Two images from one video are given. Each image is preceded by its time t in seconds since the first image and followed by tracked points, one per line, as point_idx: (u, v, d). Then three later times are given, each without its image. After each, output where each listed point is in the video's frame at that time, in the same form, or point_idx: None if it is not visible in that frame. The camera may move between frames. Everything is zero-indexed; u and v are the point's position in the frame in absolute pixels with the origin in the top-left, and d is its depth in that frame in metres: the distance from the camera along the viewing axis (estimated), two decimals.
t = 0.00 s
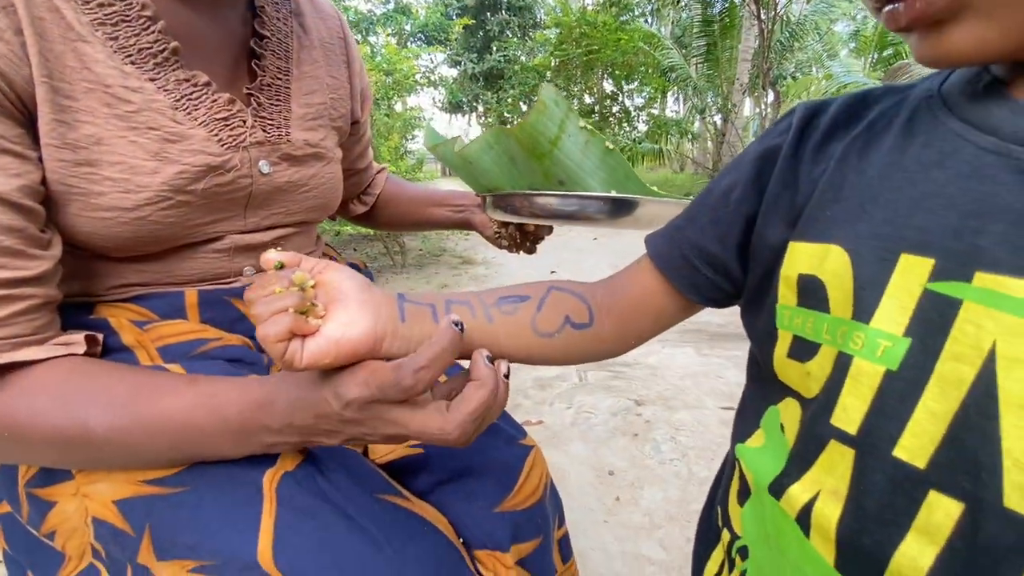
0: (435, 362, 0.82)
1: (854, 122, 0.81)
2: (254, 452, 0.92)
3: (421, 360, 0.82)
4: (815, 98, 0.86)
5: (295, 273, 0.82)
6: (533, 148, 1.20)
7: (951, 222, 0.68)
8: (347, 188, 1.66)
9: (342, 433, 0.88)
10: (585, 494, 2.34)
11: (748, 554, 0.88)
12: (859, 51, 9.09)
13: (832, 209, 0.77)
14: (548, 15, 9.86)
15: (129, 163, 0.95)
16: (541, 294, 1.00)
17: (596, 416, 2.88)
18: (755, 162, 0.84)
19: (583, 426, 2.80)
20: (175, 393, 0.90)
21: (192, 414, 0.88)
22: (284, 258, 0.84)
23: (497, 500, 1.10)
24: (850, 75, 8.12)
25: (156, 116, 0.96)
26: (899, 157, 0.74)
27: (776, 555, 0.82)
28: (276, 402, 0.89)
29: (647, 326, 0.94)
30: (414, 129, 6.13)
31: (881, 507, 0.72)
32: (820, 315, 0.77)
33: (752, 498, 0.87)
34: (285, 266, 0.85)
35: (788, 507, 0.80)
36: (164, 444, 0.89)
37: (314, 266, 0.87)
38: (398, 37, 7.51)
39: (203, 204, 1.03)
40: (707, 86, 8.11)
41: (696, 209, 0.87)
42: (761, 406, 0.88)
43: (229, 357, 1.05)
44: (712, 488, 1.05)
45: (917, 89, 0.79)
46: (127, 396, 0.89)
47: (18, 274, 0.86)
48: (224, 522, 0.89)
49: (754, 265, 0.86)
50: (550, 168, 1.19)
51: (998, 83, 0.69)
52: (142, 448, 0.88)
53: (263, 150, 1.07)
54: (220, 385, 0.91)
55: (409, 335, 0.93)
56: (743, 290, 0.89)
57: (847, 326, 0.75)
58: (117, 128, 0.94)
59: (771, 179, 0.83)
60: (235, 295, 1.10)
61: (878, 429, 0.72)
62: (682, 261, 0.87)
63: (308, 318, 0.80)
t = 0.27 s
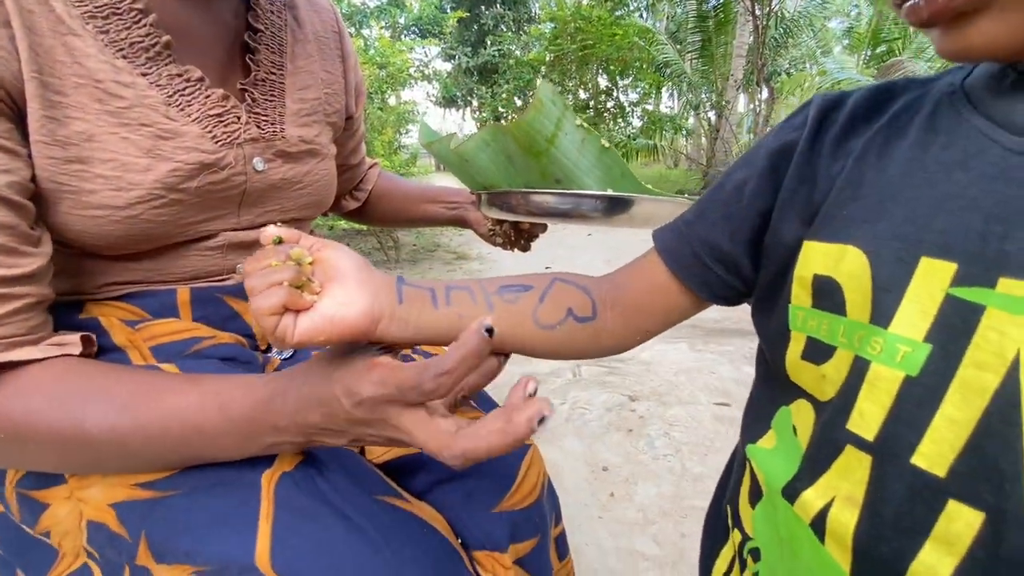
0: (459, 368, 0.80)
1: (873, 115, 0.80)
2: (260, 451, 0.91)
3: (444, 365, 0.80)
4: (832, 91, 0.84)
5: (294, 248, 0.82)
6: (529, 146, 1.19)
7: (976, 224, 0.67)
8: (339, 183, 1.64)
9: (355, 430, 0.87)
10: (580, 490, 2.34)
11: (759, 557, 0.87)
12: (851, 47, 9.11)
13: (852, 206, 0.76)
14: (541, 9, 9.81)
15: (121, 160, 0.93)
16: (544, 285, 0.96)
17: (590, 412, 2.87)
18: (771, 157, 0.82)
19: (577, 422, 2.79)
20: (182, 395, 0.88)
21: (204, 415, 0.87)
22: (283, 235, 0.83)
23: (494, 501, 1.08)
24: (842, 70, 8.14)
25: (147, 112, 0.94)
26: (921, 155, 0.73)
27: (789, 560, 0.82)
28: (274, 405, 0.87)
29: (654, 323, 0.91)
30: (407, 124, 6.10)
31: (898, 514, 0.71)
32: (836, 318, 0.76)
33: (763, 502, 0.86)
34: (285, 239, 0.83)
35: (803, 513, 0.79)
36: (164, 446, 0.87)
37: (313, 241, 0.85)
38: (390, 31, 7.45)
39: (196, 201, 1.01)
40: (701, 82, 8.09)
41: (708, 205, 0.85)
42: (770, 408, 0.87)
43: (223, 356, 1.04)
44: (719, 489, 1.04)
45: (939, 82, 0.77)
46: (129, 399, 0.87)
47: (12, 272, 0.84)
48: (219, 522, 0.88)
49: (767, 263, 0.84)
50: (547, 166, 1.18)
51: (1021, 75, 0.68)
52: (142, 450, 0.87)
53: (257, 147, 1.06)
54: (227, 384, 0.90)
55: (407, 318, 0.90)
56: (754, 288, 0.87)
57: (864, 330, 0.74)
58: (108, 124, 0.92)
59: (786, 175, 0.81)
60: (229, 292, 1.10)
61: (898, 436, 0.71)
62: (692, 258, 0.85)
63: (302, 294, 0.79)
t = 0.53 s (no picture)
0: (452, 353, 0.74)
1: (891, 105, 0.76)
2: (258, 446, 0.87)
3: (436, 349, 0.74)
4: (852, 81, 0.82)
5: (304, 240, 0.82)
6: (531, 134, 1.13)
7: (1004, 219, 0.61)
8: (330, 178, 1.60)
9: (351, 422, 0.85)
10: (575, 486, 2.32)
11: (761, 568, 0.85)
12: (849, 44, 9.09)
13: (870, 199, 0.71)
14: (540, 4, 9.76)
15: (99, 150, 0.89)
16: (550, 280, 0.95)
17: (587, 409, 2.84)
18: (780, 148, 0.79)
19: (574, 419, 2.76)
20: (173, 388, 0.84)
21: (199, 406, 0.83)
22: (295, 227, 0.84)
23: (486, 502, 1.06)
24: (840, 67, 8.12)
25: (128, 101, 0.90)
26: (946, 143, 0.68)
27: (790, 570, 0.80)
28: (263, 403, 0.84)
29: (659, 317, 0.90)
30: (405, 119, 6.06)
31: (907, 532, 0.67)
32: (851, 318, 0.72)
33: (766, 509, 0.84)
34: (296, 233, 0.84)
35: (808, 525, 0.76)
36: (162, 440, 0.83)
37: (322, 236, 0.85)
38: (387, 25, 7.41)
39: (179, 194, 0.98)
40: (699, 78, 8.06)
41: (715, 199, 0.83)
42: (779, 409, 0.84)
43: (209, 353, 1.00)
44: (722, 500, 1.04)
45: (966, 68, 0.73)
46: (120, 392, 0.83)
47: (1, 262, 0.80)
48: (206, 526, 0.85)
49: (776, 259, 0.81)
50: (548, 155, 1.14)
51: None
52: (139, 446, 0.82)
53: (243, 139, 1.03)
54: (228, 376, 0.87)
55: (411, 307, 0.86)
56: (764, 287, 0.85)
57: (880, 330, 0.69)
58: (86, 113, 0.89)
59: (797, 168, 0.78)
60: (212, 287, 1.07)
61: (913, 448, 0.66)
62: (697, 254, 0.83)
63: (310, 285, 0.76)
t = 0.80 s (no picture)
0: (420, 352, 0.71)
1: (911, 98, 0.74)
2: (243, 450, 0.85)
3: (403, 349, 0.71)
4: (868, 73, 0.79)
5: (283, 253, 0.76)
6: (526, 131, 1.10)
7: None
8: (324, 175, 1.57)
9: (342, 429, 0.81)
10: (572, 485, 2.30)
11: None
12: (846, 41, 9.08)
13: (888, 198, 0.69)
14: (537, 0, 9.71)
15: (83, 144, 0.87)
16: (550, 293, 0.94)
17: (584, 408, 2.82)
18: (793, 144, 0.77)
19: (571, 417, 2.74)
20: (159, 391, 0.82)
21: (181, 411, 0.81)
22: (273, 240, 0.77)
23: (484, 504, 1.03)
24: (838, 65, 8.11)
25: (113, 94, 0.88)
26: (972, 137, 0.66)
27: None
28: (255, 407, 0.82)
29: (667, 328, 0.89)
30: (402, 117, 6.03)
31: (920, 557, 0.64)
32: (864, 323, 0.69)
33: (769, 524, 0.81)
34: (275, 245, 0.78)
35: (812, 543, 0.73)
36: (146, 445, 0.80)
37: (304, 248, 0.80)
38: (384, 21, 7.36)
39: (167, 191, 0.95)
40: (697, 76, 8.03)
41: (722, 197, 0.82)
42: (785, 419, 0.82)
43: (200, 353, 0.97)
44: (724, 510, 1.02)
45: (995, 60, 0.71)
46: (101, 397, 0.80)
47: None
48: (196, 531, 0.82)
49: (784, 260, 0.79)
50: (544, 153, 1.11)
51: None
52: (123, 451, 0.80)
53: (233, 134, 1.00)
54: (213, 380, 0.84)
55: (399, 326, 0.87)
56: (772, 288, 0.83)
57: (897, 339, 0.66)
58: (69, 106, 0.86)
59: (810, 167, 0.76)
60: (201, 284, 1.04)
61: (930, 467, 0.63)
62: (703, 255, 0.83)
63: (288, 305, 0.73)
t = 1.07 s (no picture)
0: (413, 379, 0.68)
1: (925, 93, 0.71)
2: (241, 454, 0.84)
3: (395, 374, 0.69)
4: (879, 67, 0.77)
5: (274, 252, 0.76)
6: (531, 130, 1.09)
7: None
8: (323, 171, 1.56)
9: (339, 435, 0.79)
10: (570, 484, 2.28)
11: None
12: (845, 38, 9.06)
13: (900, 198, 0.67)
14: None
15: (78, 146, 0.85)
16: (550, 292, 0.91)
17: (582, 406, 2.80)
18: (799, 142, 0.75)
19: (569, 415, 2.72)
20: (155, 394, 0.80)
21: (174, 415, 0.79)
22: (265, 236, 0.78)
23: (482, 504, 1.02)
24: (837, 63, 8.09)
25: (107, 93, 0.86)
26: (989, 136, 0.63)
27: None
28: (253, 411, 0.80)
29: (669, 331, 0.86)
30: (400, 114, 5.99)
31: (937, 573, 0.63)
32: (876, 329, 0.68)
33: (776, 534, 0.80)
34: (267, 243, 0.78)
35: (823, 558, 0.72)
36: (140, 448, 0.79)
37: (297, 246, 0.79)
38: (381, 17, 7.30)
39: (163, 192, 0.94)
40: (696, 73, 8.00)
41: (725, 196, 0.80)
42: (791, 425, 0.81)
43: (196, 352, 0.97)
44: (729, 514, 1.01)
45: (1010, 54, 0.68)
46: (94, 402, 0.78)
47: None
48: (192, 532, 0.80)
49: (791, 260, 0.77)
50: (549, 151, 1.09)
51: None
52: (117, 456, 0.78)
53: (230, 133, 0.98)
54: (206, 382, 0.83)
55: (395, 327, 0.82)
56: (777, 291, 0.81)
57: (909, 347, 0.65)
58: (63, 105, 0.84)
59: (817, 166, 0.74)
60: (198, 282, 1.02)
61: (947, 479, 0.62)
62: (706, 255, 0.80)
63: (280, 301, 0.72)
